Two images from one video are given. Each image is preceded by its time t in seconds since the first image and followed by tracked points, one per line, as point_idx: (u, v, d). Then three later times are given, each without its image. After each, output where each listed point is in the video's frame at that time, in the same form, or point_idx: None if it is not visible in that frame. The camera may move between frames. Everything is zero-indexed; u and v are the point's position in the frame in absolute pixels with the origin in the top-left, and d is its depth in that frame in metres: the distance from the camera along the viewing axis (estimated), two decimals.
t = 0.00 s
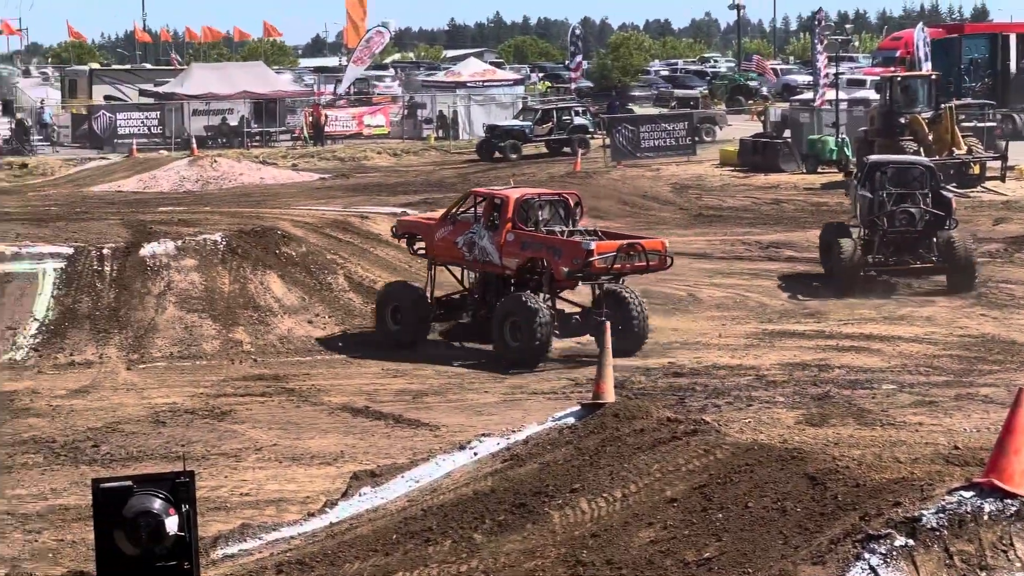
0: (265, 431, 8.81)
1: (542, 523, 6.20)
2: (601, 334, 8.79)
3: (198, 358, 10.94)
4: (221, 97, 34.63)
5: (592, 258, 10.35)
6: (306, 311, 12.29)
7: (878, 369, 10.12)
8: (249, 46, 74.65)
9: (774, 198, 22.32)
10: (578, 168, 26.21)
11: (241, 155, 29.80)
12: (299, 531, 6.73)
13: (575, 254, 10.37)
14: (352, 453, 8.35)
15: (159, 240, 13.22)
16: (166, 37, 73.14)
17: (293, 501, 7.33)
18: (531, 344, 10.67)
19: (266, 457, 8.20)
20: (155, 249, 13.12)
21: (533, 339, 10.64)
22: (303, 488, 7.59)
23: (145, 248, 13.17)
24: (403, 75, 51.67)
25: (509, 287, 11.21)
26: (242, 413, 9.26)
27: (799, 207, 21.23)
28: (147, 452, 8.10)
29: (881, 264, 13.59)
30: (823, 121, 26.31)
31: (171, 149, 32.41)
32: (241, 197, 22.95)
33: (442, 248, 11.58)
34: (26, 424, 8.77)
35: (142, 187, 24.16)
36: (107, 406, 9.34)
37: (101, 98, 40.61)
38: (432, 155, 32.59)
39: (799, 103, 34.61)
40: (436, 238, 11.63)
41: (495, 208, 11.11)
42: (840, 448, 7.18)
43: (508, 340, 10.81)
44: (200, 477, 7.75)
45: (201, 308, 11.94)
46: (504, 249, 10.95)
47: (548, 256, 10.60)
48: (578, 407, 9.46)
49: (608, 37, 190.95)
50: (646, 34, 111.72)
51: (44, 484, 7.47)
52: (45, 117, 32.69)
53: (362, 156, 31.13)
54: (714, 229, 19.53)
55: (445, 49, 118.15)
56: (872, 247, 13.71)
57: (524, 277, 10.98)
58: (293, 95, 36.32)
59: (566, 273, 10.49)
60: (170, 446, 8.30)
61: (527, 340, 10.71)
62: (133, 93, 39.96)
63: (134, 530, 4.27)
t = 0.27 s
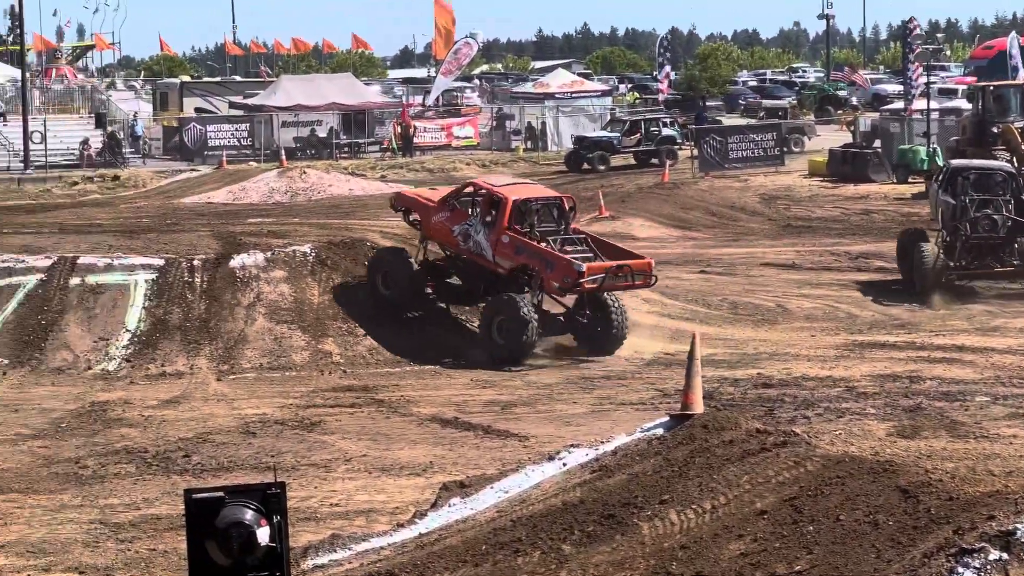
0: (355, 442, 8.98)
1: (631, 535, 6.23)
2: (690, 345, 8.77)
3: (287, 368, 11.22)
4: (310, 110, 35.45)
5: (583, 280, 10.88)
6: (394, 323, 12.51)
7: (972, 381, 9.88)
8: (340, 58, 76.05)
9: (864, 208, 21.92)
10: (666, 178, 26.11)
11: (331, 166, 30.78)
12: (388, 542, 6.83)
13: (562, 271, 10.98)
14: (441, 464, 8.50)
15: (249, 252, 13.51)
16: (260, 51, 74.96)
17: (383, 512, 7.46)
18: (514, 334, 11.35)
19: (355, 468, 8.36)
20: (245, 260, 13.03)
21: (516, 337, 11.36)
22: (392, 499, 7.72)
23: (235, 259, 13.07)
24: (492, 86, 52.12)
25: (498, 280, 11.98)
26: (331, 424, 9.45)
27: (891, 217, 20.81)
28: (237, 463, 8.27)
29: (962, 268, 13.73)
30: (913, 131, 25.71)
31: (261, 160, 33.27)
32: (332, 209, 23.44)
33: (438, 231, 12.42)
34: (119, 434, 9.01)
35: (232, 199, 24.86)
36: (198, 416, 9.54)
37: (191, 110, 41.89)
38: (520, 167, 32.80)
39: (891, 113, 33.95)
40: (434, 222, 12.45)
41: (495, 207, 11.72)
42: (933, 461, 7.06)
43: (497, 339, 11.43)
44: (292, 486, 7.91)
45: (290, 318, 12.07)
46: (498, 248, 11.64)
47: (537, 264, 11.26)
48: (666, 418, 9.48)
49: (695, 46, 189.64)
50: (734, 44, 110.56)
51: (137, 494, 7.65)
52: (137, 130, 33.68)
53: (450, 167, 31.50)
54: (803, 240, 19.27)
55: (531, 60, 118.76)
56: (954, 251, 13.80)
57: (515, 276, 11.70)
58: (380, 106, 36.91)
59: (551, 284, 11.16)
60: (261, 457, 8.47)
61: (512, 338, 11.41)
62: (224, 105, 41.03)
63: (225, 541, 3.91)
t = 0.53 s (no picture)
0: (430, 456, 9.11)
1: (707, 549, 6.24)
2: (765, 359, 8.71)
3: (363, 383, 11.43)
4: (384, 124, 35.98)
5: (546, 291, 11.80)
6: (468, 337, 12.68)
7: None
8: (412, 73, 76.90)
9: (942, 220, 21.49)
10: (740, 192, 25.91)
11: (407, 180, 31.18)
12: (463, 556, 6.89)
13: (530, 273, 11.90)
14: (516, 478, 8.59)
15: (322, 266, 13.82)
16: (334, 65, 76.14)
17: (458, 526, 7.56)
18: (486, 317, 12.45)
19: (430, 482, 8.48)
20: (318, 274, 13.38)
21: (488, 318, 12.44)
22: (466, 513, 7.82)
23: (309, 274, 13.43)
24: (564, 100, 52.25)
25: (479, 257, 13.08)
26: (405, 439, 9.59)
27: (971, 230, 20.38)
28: (313, 477, 8.41)
29: None
30: (991, 144, 24.96)
31: (336, 174, 33.82)
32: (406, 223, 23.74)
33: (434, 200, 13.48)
34: (196, 448, 9.18)
35: (307, 214, 25.31)
36: (273, 431, 9.70)
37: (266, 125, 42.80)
38: (593, 181, 32.85)
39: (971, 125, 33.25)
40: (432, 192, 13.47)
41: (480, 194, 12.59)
42: (1014, 477, 6.97)
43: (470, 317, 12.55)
44: (368, 500, 8.04)
45: (365, 333, 12.30)
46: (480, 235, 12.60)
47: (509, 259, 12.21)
48: (741, 433, 9.45)
49: (769, 58, 187.51)
50: (808, 56, 109.12)
51: (214, 507, 7.76)
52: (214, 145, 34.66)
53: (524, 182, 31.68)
54: (879, 253, 18.98)
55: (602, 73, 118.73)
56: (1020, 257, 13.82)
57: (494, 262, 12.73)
58: (454, 120, 37.31)
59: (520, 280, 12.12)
60: (336, 471, 8.61)
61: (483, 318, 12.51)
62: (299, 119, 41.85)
63: (302, 555, 4.06)
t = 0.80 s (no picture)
0: (493, 470, 9.21)
1: (770, 564, 6.21)
2: (830, 373, 8.64)
3: (425, 398, 11.58)
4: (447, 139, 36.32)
5: (526, 219, 13.20)
6: (530, 350, 12.78)
7: None
8: (472, 88, 77.46)
9: (1010, 233, 21.08)
10: (802, 205, 25.68)
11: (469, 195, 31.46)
12: (525, 569, 6.93)
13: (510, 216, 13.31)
14: (578, 492, 8.66)
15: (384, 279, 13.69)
16: (396, 80, 76.99)
17: (521, 540, 7.64)
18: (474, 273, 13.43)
19: (492, 496, 8.56)
20: (381, 288, 13.24)
21: (478, 271, 13.42)
22: (529, 527, 7.89)
23: (371, 288, 13.26)
24: (624, 113, 52.22)
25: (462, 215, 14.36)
26: (468, 453, 9.70)
27: None
28: (375, 491, 8.53)
29: None
30: None
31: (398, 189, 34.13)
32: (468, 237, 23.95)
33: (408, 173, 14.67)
34: (259, 462, 9.33)
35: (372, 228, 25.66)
36: (336, 445, 9.84)
37: (328, 139, 43.42)
38: (655, 195, 32.80)
39: None
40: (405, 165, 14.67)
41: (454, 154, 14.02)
42: None
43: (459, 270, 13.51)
44: (431, 514, 8.14)
45: (427, 348, 12.44)
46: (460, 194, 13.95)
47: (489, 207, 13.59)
48: (805, 447, 9.41)
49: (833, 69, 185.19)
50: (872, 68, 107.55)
51: (278, 521, 7.86)
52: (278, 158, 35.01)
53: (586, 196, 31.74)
54: (946, 266, 18.68)
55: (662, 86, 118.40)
56: None
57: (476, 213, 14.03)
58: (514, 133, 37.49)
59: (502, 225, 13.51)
60: (399, 485, 8.72)
61: (473, 268, 13.45)
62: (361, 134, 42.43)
63: (365, 570, 4.23)
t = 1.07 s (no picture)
0: (543, 483, 9.27)
1: None
2: (883, 386, 8.61)
3: (475, 411, 11.69)
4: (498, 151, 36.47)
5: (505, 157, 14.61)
6: (580, 362, 12.84)
7: None
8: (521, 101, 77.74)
9: None
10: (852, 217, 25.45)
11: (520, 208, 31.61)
12: None
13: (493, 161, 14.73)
14: (629, 505, 8.70)
15: (435, 291, 13.86)
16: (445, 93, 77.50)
17: (571, 554, 7.68)
18: (466, 238, 14.90)
19: (543, 509, 8.62)
20: (432, 300, 13.36)
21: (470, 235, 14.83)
22: (579, 540, 7.94)
23: (422, 300, 13.42)
24: (673, 126, 52.16)
25: (448, 197, 15.67)
26: (518, 466, 9.78)
27: None
28: (427, 504, 8.61)
29: None
30: None
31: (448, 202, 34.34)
32: (517, 250, 24.10)
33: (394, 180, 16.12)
34: (310, 475, 9.42)
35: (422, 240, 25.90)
36: (387, 458, 9.97)
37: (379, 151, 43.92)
38: (705, 207, 32.71)
39: None
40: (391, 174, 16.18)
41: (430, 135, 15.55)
42: None
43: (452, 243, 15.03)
44: (483, 527, 8.20)
45: (477, 360, 12.55)
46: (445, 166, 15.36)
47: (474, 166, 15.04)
48: (857, 459, 9.37)
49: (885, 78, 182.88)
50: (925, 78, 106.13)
51: (328, 534, 7.87)
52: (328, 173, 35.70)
53: (635, 208, 31.73)
54: (1001, 278, 18.42)
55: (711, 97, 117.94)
56: None
57: (461, 183, 15.38)
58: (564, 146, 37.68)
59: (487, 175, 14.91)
60: (449, 498, 8.80)
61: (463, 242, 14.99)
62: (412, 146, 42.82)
63: None
